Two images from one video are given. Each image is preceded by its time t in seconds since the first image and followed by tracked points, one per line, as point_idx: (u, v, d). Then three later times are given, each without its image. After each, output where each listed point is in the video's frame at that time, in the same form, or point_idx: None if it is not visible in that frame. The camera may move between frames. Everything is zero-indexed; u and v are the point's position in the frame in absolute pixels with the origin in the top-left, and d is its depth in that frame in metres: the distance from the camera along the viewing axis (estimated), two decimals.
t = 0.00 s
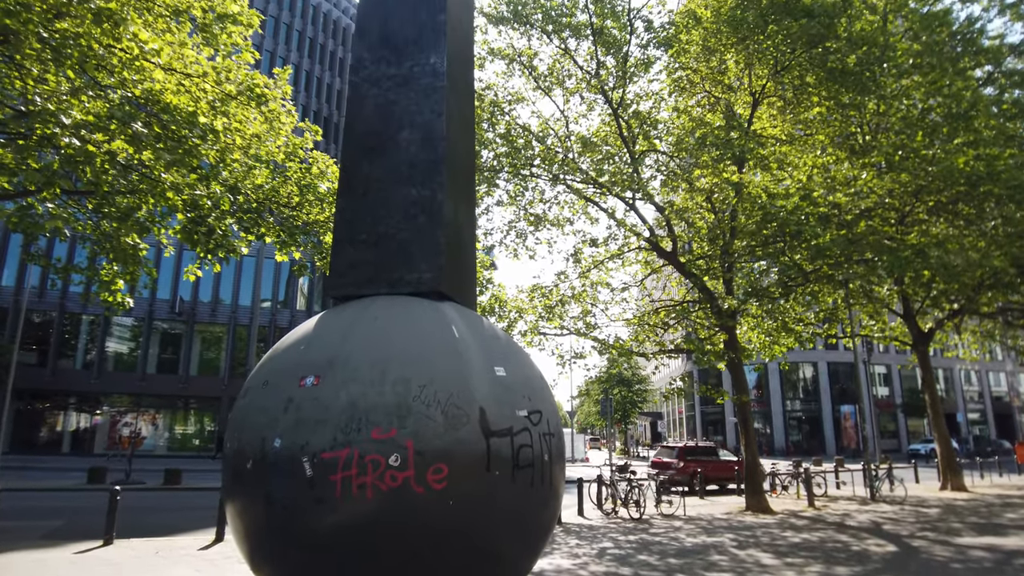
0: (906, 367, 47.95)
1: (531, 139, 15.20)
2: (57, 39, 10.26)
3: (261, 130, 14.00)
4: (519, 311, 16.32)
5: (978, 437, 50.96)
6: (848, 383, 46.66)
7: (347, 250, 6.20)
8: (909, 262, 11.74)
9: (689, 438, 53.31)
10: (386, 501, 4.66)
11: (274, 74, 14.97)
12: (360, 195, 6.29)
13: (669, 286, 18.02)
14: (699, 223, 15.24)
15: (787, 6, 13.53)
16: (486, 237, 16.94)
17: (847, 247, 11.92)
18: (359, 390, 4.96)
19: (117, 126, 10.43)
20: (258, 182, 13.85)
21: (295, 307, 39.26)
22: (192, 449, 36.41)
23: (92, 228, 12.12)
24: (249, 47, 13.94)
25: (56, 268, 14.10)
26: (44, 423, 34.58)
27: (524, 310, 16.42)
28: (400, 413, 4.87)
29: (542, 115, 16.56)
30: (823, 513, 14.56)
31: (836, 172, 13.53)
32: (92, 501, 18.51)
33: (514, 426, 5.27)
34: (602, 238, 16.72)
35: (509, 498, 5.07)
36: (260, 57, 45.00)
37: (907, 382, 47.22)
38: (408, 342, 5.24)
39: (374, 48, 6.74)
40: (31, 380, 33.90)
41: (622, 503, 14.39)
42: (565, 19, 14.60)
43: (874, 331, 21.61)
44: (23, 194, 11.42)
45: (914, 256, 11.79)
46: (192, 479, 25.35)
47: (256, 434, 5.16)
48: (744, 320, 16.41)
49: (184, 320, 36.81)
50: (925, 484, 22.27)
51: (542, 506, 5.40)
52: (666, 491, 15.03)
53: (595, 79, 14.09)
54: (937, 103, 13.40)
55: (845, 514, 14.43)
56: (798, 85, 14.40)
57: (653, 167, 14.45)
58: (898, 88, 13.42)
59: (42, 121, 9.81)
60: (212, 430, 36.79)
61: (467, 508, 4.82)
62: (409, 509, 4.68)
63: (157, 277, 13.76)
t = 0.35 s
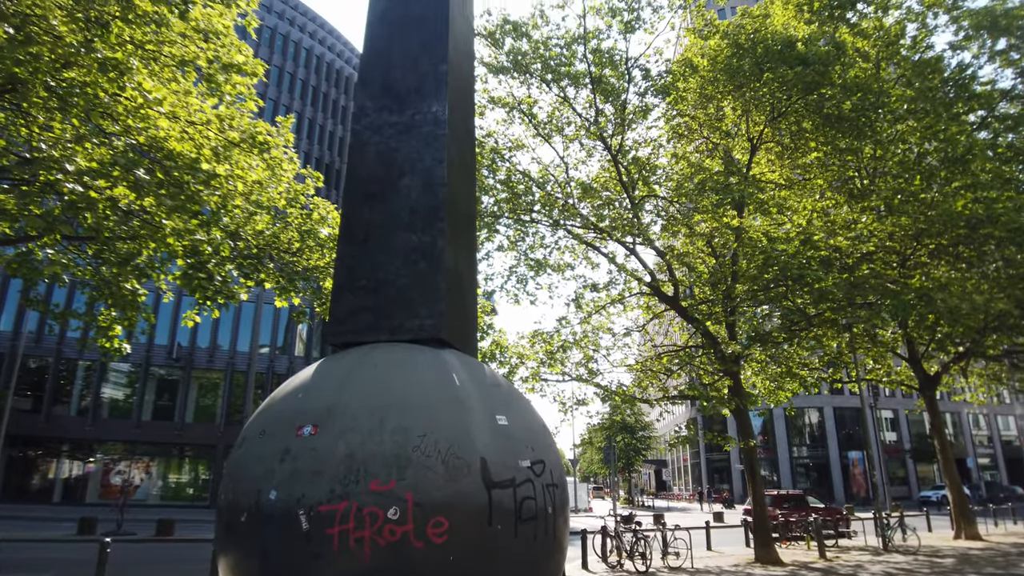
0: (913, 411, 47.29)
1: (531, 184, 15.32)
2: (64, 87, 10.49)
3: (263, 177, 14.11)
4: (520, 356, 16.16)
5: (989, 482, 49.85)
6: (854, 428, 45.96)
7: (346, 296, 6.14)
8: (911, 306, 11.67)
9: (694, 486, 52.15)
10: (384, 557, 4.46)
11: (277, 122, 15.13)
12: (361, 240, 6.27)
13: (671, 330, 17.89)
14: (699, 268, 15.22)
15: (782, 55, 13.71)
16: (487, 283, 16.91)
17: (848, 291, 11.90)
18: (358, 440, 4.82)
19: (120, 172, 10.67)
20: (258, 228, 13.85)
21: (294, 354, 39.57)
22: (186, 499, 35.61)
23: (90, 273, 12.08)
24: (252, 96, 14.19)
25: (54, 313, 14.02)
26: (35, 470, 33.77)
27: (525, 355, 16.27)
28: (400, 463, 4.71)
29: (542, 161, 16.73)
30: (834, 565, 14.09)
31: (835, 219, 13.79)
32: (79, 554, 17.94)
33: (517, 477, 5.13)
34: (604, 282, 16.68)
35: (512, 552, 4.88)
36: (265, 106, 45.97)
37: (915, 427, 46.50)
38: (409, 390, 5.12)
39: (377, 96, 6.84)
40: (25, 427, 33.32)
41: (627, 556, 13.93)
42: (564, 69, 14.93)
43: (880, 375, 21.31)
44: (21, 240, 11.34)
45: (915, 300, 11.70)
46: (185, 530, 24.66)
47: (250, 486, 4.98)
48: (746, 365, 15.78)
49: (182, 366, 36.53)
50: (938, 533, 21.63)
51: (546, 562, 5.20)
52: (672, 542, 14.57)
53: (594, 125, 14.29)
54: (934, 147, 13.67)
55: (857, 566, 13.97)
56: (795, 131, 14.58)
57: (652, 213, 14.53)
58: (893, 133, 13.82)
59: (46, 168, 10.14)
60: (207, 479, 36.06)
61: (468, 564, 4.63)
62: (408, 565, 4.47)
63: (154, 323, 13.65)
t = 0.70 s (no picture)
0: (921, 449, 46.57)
1: (534, 224, 15.44)
2: (75, 128, 10.73)
3: (268, 217, 14.25)
4: (523, 395, 16.02)
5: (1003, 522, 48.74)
6: (862, 467, 45.22)
7: (350, 336, 6.15)
8: (915, 342, 11.65)
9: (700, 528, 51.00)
10: None
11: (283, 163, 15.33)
12: (366, 279, 6.30)
13: (675, 369, 17.76)
14: (701, 305, 15.22)
15: (779, 96, 14.06)
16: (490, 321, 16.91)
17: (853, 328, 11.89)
18: (361, 482, 4.76)
19: (127, 211, 10.84)
20: (263, 267, 13.92)
21: (295, 392, 39.30)
22: (183, 540, 34.91)
23: (95, 312, 12.11)
24: (259, 137, 14.41)
25: (56, 351, 14.00)
26: (32, 510, 33.09)
27: (528, 394, 16.15)
28: (403, 507, 4.64)
29: (544, 201, 16.88)
30: None
31: (837, 254, 13.88)
32: None
33: (521, 520, 5.08)
34: (607, 320, 16.64)
35: None
36: (271, 147, 46.76)
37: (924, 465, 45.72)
38: (413, 431, 5.08)
39: (382, 138, 6.96)
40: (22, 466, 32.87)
41: None
42: (565, 110, 15.22)
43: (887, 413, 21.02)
44: (27, 279, 11.40)
45: (918, 337, 11.68)
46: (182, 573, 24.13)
47: (251, 530, 4.90)
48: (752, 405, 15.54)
49: (182, 404, 36.32)
50: None
51: None
52: None
53: (595, 165, 14.47)
54: (932, 184, 13.76)
55: None
56: (794, 170, 14.80)
57: (654, 251, 14.60)
58: (891, 170, 13.90)
59: (53, 208, 10.32)
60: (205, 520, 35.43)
61: None
62: None
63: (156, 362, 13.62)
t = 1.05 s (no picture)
0: (936, 476, 45.68)
1: (542, 251, 15.47)
2: (88, 159, 10.88)
3: (277, 246, 14.38)
4: (532, 424, 15.89)
5: None
6: (876, 495, 44.36)
7: (360, 365, 6.12)
8: (928, 369, 11.51)
9: (712, 559, 49.93)
10: None
11: (293, 194, 15.55)
12: (375, 309, 6.31)
13: (684, 396, 17.60)
14: (710, 332, 15.12)
15: (784, 122, 14.05)
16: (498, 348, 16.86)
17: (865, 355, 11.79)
18: (372, 515, 4.69)
19: (138, 241, 10.94)
20: (272, 295, 13.96)
21: (302, 420, 39.15)
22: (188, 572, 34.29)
23: (105, 340, 12.17)
24: (270, 167, 14.58)
25: (66, 381, 14.03)
26: (37, 540, 32.64)
27: (537, 423, 16.00)
28: (414, 541, 4.57)
29: (552, 228, 16.93)
30: None
31: (845, 279, 13.75)
32: None
33: (533, 555, 5.00)
34: (615, 347, 16.55)
35: None
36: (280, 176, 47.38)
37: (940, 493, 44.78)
38: (424, 463, 5.03)
39: (392, 168, 7.02)
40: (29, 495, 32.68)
41: None
42: (572, 139, 15.35)
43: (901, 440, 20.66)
44: (38, 308, 11.46)
45: (932, 363, 11.53)
46: None
47: (259, 564, 4.83)
48: (764, 433, 15.35)
49: (189, 433, 36.32)
50: None
51: None
52: None
53: (602, 193, 14.53)
54: (940, 210, 13.77)
55: None
56: (801, 197, 14.85)
57: (662, 277, 14.58)
58: (898, 195, 13.86)
59: (66, 238, 10.42)
60: (209, 550, 35.01)
61: None
62: None
63: (165, 391, 13.60)
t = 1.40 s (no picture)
0: (957, 501, 44.63)
1: (553, 276, 15.47)
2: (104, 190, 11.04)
3: (289, 274, 14.49)
4: (544, 450, 15.74)
5: None
6: (896, 521, 43.38)
7: (372, 394, 6.09)
8: (946, 392, 11.32)
9: None
10: None
11: (305, 222, 15.75)
12: (387, 337, 6.29)
13: (698, 421, 17.39)
14: (723, 356, 14.98)
15: (793, 145, 14.26)
16: (510, 374, 16.79)
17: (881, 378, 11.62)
18: (384, 547, 4.63)
19: (151, 270, 11.06)
20: (283, 323, 14.01)
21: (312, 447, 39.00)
22: None
23: (117, 369, 12.23)
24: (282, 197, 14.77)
25: (79, 409, 14.09)
26: (46, 569, 32.35)
27: (549, 449, 15.85)
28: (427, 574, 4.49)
29: (562, 254, 16.96)
30: None
31: (858, 301, 13.63)
32: None
33: None
34: (627, 373, 16.44)
35: None
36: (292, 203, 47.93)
37: (961, 518, 43.71)
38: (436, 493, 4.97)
39: (403, 196, 7.06)
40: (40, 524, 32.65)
41: None
42: (581, 164, 15.43)
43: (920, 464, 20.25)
44: (52, 337, 11.55)
45: (949, 386, 11.34)
46: None
47: None
48: (779, 458, 15.11)
49: (200, 460, 36.28)
50: None
51: None
52: None
53: (612, 218, 14.55)
54: (953, 230, 13.70)
55: None
56: (812, 220, 14.80)
57: (673, 301, 14.51)
58: (910, 217, 13.82)
59: (80, 267, 10.55)
60: None
61: None
62: None
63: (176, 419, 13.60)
